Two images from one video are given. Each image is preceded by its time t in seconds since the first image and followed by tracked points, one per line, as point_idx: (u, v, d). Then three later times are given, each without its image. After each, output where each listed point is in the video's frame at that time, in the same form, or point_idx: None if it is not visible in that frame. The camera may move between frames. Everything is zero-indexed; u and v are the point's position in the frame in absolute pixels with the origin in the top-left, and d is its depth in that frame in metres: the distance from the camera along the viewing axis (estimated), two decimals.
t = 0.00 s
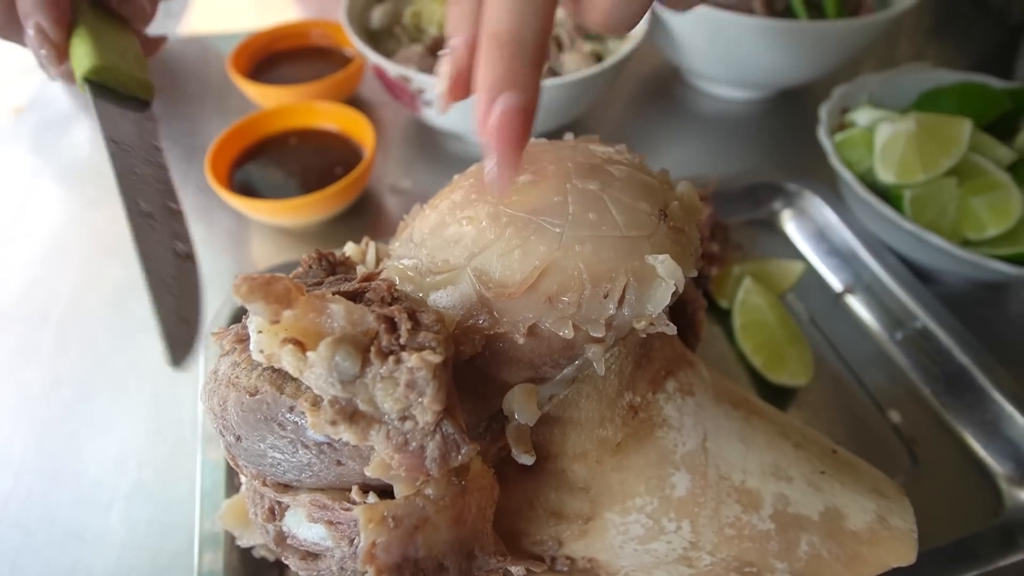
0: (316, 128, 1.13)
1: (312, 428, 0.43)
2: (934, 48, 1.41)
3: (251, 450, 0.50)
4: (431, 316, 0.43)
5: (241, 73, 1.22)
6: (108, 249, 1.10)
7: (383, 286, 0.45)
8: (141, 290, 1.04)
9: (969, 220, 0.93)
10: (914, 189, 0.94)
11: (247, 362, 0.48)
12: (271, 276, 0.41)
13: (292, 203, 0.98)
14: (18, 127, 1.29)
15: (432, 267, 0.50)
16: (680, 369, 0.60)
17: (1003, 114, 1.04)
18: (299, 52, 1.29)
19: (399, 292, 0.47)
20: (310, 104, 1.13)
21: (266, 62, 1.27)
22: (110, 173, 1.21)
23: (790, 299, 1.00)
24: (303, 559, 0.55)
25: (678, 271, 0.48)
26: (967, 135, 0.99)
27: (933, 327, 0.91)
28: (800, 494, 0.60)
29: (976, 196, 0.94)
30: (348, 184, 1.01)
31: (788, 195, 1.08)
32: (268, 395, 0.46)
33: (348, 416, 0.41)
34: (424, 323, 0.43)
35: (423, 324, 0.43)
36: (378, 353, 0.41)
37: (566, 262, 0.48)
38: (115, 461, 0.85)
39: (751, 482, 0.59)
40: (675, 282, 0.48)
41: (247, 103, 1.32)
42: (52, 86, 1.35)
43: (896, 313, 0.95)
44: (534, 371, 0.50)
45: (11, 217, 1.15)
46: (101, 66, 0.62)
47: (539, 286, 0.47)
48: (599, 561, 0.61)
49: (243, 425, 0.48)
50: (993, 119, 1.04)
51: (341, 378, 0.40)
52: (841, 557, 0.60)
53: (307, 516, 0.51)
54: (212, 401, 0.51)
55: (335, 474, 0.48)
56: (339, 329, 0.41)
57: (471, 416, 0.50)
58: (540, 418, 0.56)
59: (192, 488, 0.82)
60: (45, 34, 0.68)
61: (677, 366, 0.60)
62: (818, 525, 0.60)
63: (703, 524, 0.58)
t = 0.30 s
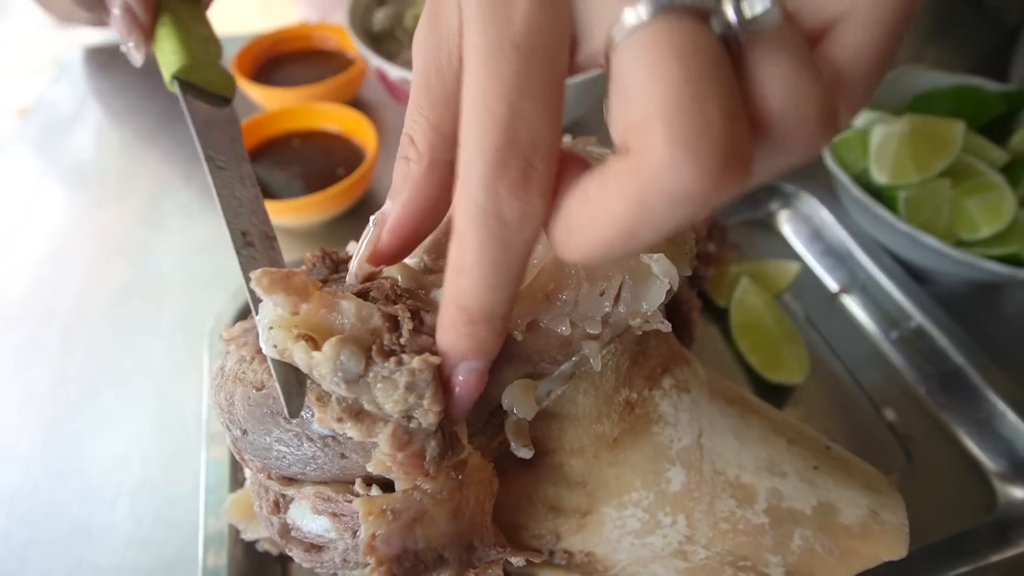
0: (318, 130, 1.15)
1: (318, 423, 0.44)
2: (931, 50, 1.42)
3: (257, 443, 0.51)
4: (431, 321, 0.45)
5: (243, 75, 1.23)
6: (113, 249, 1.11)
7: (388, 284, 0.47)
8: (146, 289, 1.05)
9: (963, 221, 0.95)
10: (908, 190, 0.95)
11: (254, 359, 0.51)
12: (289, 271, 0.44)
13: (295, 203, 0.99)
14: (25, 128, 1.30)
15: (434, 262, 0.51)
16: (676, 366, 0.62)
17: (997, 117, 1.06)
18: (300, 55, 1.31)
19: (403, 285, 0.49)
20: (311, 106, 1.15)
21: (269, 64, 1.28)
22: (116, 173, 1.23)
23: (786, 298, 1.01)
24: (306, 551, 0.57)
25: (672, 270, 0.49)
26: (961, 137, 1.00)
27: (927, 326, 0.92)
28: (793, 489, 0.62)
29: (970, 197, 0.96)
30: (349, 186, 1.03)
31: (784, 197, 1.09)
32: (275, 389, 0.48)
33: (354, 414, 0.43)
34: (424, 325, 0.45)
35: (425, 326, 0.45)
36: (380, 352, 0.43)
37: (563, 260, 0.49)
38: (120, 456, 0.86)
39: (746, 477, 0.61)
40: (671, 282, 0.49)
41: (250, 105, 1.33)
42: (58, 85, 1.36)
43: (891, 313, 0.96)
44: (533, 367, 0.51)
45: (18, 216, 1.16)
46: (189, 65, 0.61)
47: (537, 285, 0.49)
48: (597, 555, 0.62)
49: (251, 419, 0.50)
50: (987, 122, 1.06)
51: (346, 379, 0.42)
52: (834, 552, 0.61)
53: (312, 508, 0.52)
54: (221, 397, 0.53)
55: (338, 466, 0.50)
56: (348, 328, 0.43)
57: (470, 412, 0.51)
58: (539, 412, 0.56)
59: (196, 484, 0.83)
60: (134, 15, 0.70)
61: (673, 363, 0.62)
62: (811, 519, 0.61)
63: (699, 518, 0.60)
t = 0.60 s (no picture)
0: (326, 138, 1.17)
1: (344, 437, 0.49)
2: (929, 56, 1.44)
3: (270, 439, 0.54)
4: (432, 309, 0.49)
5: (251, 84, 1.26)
6: (125, 255, 1.14)
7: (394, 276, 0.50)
8: (157, 293, 1.08)
9: (953, 227, 0.97)
10: (900, 197, 0.98)
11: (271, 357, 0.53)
12: (312, 293, 0.48)
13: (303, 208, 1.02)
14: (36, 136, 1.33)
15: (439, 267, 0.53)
16: (672, 366, 0.64)
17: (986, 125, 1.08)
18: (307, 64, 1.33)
19: (409, 279, 0.51)
20: (320, 115, 1.18)
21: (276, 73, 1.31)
22: (126, 180, 1.25)
23: (782, 301, 1.04)
24: (317, 544, 0.59)
25: (666, 274, 0.52)
26: (950, 145, 1.03)
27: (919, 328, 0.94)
28: (785, 484, 0.64)
29: (959, 203, 0.99)
30: (355, 192, 1.05)
31: (780, 203, 1.11)
32: (290, 389, 0.51)
33: (377, 418, 0.49)
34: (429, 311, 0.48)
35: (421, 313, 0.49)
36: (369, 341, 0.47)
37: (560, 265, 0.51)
38: (131, 457, 0.89)
39: (739, 473, 0.63)
40: (662, 285, 0.52)
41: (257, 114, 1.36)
42: (68, 95, 1.39)
43: (884, 315, 0.98)
44: (533, 366, 0.53)
45: (31, 222, 1.19)
46: (252, 171, 0.60)
47: (536, 289, 0.51)
48: (597, 548, 0.65)
49: (264, 416, 0.53)
50: (975, 131, 1.08)
51: (353, 388, 0.46)
52: (825, 545, 0.64)
53: (322, 501, 0.56)
54: (234, 396, 0.55)
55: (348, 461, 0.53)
56: (361, 329, 0.48)
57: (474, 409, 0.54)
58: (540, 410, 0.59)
59: (206, 483, 0.86)
60: (194, 110, 0.65)
61: (669, 364, 0.64)
62: (802, 514, 0.64)
63: (694, 513, 0.62)
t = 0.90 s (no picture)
0: (332, 147, 1.22)
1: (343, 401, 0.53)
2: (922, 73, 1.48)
3: (285, 422, 0.59)
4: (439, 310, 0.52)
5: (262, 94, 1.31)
6: (143, 256, 1.19)
7: (416, 275, 0.54)
8: (171, 295, 1.12)
9: (936, 234, 1.01)
10: (885, 207, 1.02)
11: (287, 345, 0.58)
12: (342, 264, 0.54)
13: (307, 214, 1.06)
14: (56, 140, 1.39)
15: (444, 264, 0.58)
16: (662, 363, 0.67)
17: (970, 137, 1.12)
18: (317, 75, 1.38)
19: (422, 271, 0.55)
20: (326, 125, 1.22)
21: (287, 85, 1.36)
22: (140, 187, 1.30)
23: (773, 307, 1.07)
24: (326, 522, 0.64)
25: (654, 273, 0.55)
26: (933, 155, 1.06)
27: (905, 335, 0.97)
28: (769, 476, 0.67)
29: (942, 212, 1.02)
30: (361, 199, 1.09)
31: (772, 212, 1.16)
32: (307, 370, 0.56)
33: (373, 397, 0.52)
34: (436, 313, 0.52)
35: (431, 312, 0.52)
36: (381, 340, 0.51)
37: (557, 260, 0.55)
38: (144, 449, 0.93)
39: (725, 464, 0.66)
40: (652, 282, 0.55)
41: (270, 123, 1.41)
42: (92, 102, 1.46)
43: (872, 322, 1.01)
44: (529, 357, 0.57)
45: (50, 226, 1.24)
46: (272, 94, 0.67)
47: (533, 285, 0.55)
48: (589, 535, 0.69)
49: (280, 400, 0.58)
50: (959, 142, 1.12)
51: (356, 363, 0.51)
52: (805, 533, 0.68)
53: (333, 480, 0.60)
54: (252, 381, 0.60)
55: (357, 441, 0.58)
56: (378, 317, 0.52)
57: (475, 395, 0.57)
58: (536, 398, 0.63)
59: (218, 471, 0.91)
60: (222, 36, 0.69)
61: (659, 360, 0.67)
62: (785, 504, 0.67)
63: (682, 501, 0.65)
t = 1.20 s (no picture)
0: (343, 156, 1.24)
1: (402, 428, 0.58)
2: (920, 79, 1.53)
3: (329, 434, 0.62)
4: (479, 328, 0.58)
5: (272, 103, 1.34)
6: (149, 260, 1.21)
7: (457, 296, 0.59)
8: (184, 299, 1.14)
9: (929, 239, 1.07)
10: (879, 212, 1.08)
11: (324, 365, 0.62)
12: (383, 313, 0.57)
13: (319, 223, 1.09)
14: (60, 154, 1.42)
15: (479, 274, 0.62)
16: (676, 352, 0.71)
17: (964, 144, 1.17)
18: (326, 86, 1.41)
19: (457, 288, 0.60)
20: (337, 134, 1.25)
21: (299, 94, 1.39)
22: (154, 197, 1.32)
23: (771, 312, 1.11)
24: (372, 528, 0.66)
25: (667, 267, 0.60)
26: (925, 164, 1.13)
27: (898, 338, 0.99)
28: (783, 450, 0.71)
29: (935, 218, 1.08)
30: (371, 206, 1.13)
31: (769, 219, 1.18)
32: (347, 386, 0.60)
33: (429, 415, 0.57)
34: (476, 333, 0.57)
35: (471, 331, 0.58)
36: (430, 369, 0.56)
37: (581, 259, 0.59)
38: (165, 448, 0.95)
39: (741, 442, 0.70)
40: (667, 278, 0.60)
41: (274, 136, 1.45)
42: (99, 114, 1.49)
43: (867, 324, 1.04)
44: (559, 356, 0.61)
45: (53, 232, 1.26)
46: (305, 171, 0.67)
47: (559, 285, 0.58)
48: (619, 520, 0.72)
49: (324, 414, 0.61)
50: (953, 149, 1.17)
51: (409, 396, 0.56)
52: (820, 500, 0.72)
53: (379, 486, 0.62)
54: (292, 401, 0.64)
55: (402, 449, 0.61)
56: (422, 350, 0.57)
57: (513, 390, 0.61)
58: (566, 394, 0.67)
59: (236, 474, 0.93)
60: (253, 122, 0.69)
61: (673, 350, 0.71)
62: (800, 475, 0.72)
63: (704, 480, 0.70)
